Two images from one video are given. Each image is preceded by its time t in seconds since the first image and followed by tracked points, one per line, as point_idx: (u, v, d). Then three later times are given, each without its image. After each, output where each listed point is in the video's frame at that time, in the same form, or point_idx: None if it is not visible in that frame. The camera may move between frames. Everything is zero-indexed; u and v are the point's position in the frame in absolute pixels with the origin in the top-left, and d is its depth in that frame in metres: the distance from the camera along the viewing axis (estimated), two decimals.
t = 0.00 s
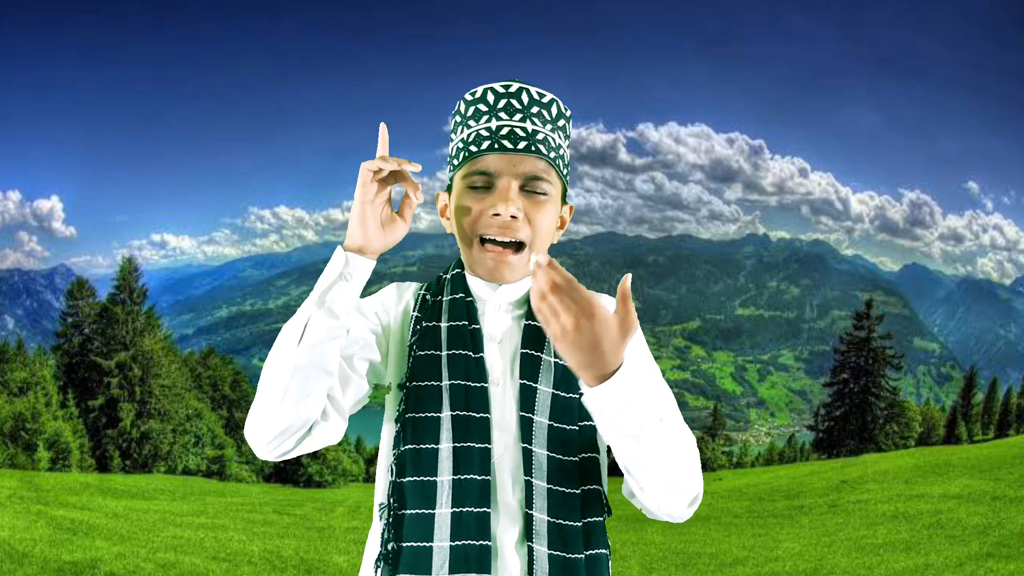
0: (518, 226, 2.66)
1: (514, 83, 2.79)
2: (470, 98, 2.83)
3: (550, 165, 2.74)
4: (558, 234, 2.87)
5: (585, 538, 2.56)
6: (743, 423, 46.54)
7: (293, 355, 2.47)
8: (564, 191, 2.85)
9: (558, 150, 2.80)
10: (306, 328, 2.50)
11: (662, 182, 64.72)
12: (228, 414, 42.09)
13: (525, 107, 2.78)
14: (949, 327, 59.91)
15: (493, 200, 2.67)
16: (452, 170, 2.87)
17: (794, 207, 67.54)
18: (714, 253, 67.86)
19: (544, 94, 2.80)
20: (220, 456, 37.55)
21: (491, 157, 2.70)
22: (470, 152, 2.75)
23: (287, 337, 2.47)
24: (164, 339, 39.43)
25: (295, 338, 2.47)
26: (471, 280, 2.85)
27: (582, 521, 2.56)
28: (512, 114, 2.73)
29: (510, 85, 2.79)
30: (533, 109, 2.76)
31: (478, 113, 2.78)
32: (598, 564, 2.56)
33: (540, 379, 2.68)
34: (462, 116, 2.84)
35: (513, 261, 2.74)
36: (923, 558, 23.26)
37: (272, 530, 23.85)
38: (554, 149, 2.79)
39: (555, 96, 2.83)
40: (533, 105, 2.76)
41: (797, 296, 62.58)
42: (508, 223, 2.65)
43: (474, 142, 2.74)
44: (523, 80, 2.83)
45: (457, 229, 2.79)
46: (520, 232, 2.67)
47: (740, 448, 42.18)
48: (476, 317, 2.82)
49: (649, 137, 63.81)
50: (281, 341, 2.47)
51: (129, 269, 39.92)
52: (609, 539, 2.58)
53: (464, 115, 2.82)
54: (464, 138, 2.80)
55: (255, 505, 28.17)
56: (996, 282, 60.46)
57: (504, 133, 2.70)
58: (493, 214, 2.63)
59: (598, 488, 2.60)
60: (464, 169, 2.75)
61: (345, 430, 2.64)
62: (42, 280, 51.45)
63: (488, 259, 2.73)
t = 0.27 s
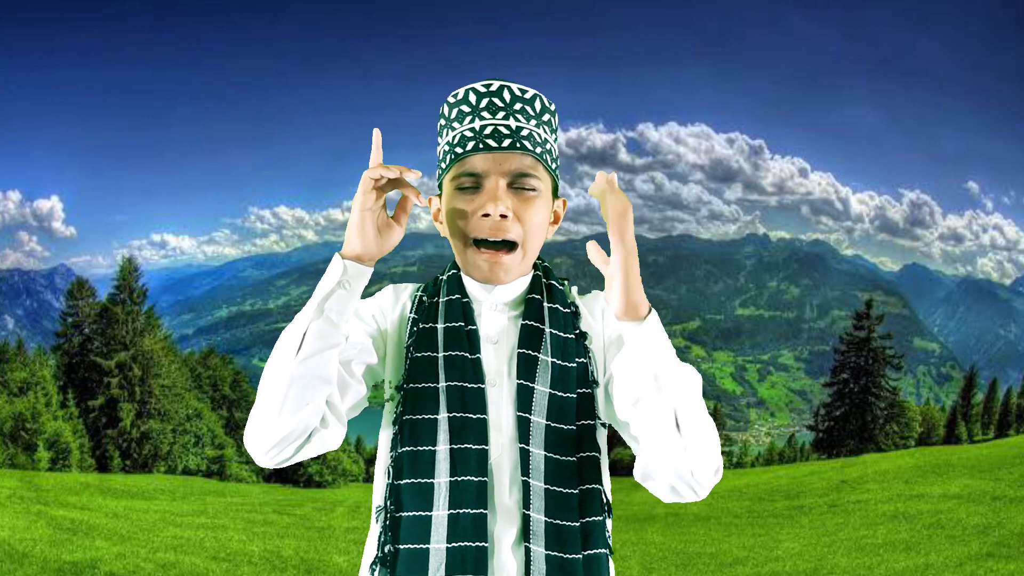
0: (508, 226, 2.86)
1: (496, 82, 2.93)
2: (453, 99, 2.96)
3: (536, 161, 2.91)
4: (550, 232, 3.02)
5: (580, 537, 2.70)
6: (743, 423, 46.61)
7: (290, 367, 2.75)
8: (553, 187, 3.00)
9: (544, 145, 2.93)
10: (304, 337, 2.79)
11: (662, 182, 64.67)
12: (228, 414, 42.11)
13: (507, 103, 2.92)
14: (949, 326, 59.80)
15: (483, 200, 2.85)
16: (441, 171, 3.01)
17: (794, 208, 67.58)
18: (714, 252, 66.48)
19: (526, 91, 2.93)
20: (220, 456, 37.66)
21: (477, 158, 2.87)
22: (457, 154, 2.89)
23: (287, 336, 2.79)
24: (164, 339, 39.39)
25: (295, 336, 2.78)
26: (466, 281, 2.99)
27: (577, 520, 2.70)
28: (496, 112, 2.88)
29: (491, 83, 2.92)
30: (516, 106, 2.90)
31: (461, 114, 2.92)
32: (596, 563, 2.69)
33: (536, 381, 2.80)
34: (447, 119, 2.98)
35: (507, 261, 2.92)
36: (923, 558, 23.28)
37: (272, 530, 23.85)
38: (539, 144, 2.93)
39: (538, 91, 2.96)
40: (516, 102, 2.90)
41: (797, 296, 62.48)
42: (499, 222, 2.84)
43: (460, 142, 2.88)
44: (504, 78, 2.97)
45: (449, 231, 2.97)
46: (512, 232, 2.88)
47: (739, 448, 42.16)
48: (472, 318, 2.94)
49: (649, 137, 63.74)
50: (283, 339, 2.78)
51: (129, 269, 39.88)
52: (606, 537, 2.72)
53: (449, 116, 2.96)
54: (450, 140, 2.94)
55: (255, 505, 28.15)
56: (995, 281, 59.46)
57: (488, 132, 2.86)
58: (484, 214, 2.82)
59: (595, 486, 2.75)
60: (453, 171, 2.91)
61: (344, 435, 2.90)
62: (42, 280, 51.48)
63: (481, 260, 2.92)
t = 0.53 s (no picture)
0: (511, 220, 2.86)
1: (493, 77, 2.94)
2: (451, 96, 2.96)
3: (536, 155, 2.91)
4: (549, 229, 3.02)
5: (580, 538, 2.70)
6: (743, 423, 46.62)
7: (290, 368, 2.75)
8: (552, 183, 3.01)
9: (542, 140, 2.94)
10: (304, 337, 2.79)
11: (662, 182, 64.70)
12: (228, 414, 42.14)
13: (505, 99, 2.92)
14: (949, 326, 59.75)
15: (483, 194, 2.85)
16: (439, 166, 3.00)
17: (793, 208, 67.64)
18: (714, 253, 65.96)
19: (525, 86, 2.94)
20: (221, 456, 37.74)
21: (476, 154, 2.87)
22: (455, 149, 2.89)
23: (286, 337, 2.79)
24: (164, 339, 39.37)
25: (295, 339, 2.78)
26: (465, 280, 2.99)
27: (577, 520, 2.70)
28: (495, 107, 2.87)
29: (489, 79, 2.93)
30: (515, 101, 2.92)
31: (458, 110, 2.91)
32: (596, 563, 2.69)
33: (537, 381, 2.80)
34: (445, 115, 2.97)
35: (509, 255, 2.92)
36: (923, 558, 23.27)
37: (272, 530, 23.83)
38: (538, 139, 2.93)
39: (535, 88, 2.97)
40: (515, 98, 2.92)
41: (797, 296, 62.41)
42: (499, 217, 2.83)
43: (459, 138, 2.87)
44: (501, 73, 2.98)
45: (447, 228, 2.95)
46: (514, 226, 2.88)
47: (740, 448, 42.14)
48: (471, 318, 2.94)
49: (649, 137, 63.72)
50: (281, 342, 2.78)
51: (129, 269, 39.86)
52: (605, 536, 2.73)
53: (447, 112, 2.96)
54: (449, 136, 2.93)
55: (255, 505, 28.14)
56: (996, 282, 59.38)
57: (488, 127, 2.85)
58: (483, 208, 2.81)
59: (596, 487, 2.76)
60: (450, 167, 2.90)
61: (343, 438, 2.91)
62: (42, 280, 51.52)
63: (482, 255, 2.91)
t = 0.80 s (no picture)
0: (512, 216, 2.71)
1: (498, 74, 2.83)
2: (455, 93, 2.86)
3: (540, 153, 2.79)
4: (552, 228, 2.91)
5: (581, 538, 2.68)
6: (743, 423, 46.59)
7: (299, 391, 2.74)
8: (556, 182, 2.89)
9: (547, 139, 2.83)
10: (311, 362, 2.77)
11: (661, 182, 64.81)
12: (228, 414, 42.26)
13: (510, 97, 2.81)
14: (949, 326, 59.92)
15: (485, 189, 2.73)
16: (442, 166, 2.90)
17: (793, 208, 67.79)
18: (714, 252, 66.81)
19: (531, 84, 2.83)
20: (221, 456, 37.91)
21: (479, 150, 2.75)
22: (458, 146, 2.79)
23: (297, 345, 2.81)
24: (164, 339, 39.39)
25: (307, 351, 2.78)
26: (467, 279, 2.90)
27: (576, 520, 2.68)
28: (499, 105, 2.77)
29: (494, 76, 2.82)
30: (520, 99, 2.80)
31: (464, 106, 2.82)
32: (596, 563, 2.68)
33: (539, 381, 2.76)
34: (449, 112, 2.88)
35: (512, 253, 2.79)
36: (923, 558, 23.25)
37: (272, 530, 23.84)
38: (542, 137, 2.82)
39: (540, 85, 2.85)
40: (520, 95, 2.80)
41: (797, 296, 62.53)
42: (503, 212, 2.70)
43: (464, 135, 2.77)
44: (508, 70, 2.87)
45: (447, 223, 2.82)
46: (515, 222, 2.74)
47: (740, 448, 42.21)
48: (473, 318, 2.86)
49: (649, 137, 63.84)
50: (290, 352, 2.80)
51: (129, 269, 39.88)
52: (604, 537, 2.71)
53: (452, 109, 2.86)
54: (453, 133, 2.84)
55: (255, 505, 28.13)
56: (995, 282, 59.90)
57: (491, 124, 2.75)
58: (485, 204, 2.69)
59: (596, 488, 2.74)
60: (455, 163, 2.79)
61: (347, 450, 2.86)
62: (42, 280, 51.56)
63: (484, 253, 2.78)
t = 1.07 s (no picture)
0: (518, 217, 2.59)
1: (509, 73, 2.70)
2: (464, 90, 2.72)
3: (548, 155, 2.66)
4: (557, 228, 2.78)
5: (585, 538, 2.52)
6: (743, 423, 46.51)
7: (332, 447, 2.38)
8: (563, 182, 2.78)
9: (556, 140, 2.69)
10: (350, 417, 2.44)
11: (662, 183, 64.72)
12: (228, 414, 42.28)
13: (520, 96, 2.67)
14: (949, 327, 60.02)
15: (492, 189, 2.61)
16: (449, 164, 2.78)
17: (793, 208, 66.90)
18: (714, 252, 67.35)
19: (541, 85, 2.69)
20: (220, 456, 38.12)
21: (488, 149, 2.62)
22: (466, 143, 2.66)
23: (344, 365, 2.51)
24: (164, 339, 39.40)
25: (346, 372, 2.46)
26: (469, 281, 2.75)
27: (580, 523, 2.50)
28: (508, 104, 2.63)
29: (504, 74, 2.69)
30: (529, 100, 2.66)
31: (472, 104, 2.68)
32: (597, 566, 2.51)
33: (543, 381, 2.57)
34: (456, 110, 2.73)
35: (515, 254, 2.65)
36: (923, 558, 23.24)
37: (272, 530, 23.84)
38: (551, 138, 2.69)
39: (550, 85, 2.72)
40: (529, 96, 2.65)
41: (797, 296, 62.52)
42: (508, 212, 2.57)
43: (473, 132, 2.64)
44: (517, 69, 2.73)
45: (453, 224, 2.73)
46: (520, 224, 2.61)
47: (740, 448, 42.27)
48: (475, 316, 2.71)
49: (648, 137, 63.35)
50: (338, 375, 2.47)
51: (128, 269, 39.90)
52: (607, 539, 2.55)
53: (459, 106, 2.71)
54: (460, 131, 2.70)
55: (255, 505, 28.12)
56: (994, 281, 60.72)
57: (500, 123, 2.61)
58: (491, 204, 2.57)
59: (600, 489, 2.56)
60: (462, 161, 2.67)
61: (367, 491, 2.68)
62: (42, 279, 51.52)
63: (487, 253, 2.65)
